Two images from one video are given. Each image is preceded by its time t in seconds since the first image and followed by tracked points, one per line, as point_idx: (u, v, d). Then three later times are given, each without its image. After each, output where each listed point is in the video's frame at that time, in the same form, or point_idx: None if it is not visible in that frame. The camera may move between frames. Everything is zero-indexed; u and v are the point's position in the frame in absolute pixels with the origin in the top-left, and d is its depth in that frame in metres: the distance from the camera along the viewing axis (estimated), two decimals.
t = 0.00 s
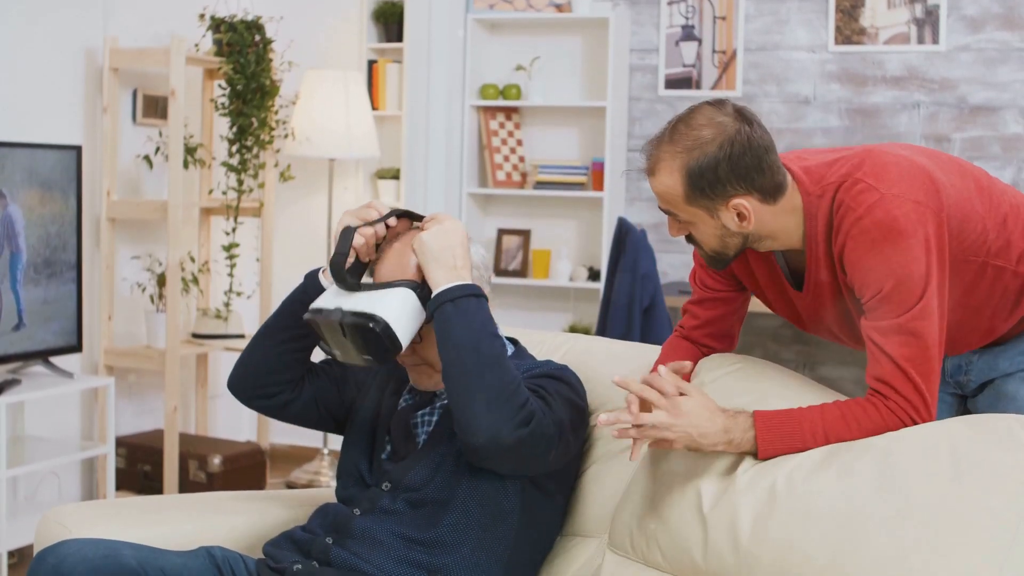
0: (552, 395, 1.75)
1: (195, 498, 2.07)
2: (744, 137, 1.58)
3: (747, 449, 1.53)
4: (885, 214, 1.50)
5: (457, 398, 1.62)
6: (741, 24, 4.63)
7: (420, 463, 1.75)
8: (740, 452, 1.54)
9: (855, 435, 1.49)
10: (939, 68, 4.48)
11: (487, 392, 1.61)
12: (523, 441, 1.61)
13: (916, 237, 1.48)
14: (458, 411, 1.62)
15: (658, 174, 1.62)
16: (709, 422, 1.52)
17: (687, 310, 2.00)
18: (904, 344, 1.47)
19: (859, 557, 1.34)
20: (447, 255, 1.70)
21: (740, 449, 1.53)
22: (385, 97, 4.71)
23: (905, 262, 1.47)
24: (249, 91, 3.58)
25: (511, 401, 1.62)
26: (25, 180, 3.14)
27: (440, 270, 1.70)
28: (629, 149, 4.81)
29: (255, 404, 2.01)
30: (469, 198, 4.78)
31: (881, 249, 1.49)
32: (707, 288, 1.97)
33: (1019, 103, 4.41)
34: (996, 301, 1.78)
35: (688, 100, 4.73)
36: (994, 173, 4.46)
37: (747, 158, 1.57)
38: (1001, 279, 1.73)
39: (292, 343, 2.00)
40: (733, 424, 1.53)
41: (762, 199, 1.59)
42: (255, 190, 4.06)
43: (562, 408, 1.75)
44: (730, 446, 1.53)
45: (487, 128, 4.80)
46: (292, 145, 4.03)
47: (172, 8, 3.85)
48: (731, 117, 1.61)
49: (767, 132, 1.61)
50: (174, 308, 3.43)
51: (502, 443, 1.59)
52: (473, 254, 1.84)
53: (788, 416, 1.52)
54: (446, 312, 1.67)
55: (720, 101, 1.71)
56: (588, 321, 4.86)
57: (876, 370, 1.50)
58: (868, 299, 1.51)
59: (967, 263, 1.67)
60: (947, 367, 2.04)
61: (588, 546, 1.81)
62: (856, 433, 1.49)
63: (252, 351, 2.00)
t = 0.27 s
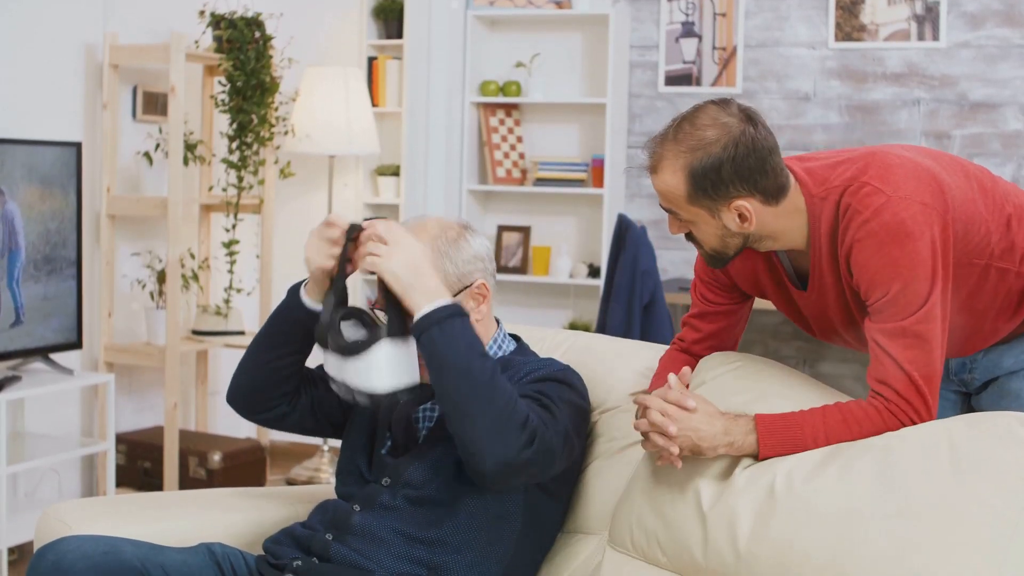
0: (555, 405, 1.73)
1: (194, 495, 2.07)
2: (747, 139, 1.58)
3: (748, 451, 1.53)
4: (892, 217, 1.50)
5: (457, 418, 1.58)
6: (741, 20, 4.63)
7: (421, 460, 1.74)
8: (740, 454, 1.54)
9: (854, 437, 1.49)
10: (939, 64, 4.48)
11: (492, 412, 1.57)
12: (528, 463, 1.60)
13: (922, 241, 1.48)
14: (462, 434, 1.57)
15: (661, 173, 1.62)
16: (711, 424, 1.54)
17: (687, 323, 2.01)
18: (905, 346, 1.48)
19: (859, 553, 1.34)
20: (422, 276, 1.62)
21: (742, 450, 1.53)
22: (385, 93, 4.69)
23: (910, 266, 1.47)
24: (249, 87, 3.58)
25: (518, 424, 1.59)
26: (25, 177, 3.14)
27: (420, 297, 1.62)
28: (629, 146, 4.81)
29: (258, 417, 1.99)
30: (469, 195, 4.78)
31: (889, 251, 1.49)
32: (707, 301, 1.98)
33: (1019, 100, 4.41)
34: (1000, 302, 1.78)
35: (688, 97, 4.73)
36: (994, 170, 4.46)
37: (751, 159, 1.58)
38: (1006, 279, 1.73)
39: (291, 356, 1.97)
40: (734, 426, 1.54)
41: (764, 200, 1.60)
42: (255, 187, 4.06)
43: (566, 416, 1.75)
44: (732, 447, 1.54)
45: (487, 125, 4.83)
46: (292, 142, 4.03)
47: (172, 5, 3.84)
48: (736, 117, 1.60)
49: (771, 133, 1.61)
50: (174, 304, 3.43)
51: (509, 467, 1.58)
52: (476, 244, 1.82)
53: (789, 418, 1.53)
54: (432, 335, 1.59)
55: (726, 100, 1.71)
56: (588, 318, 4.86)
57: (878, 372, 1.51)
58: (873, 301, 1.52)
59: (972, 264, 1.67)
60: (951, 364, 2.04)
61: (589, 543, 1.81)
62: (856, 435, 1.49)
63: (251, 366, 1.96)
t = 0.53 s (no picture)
0: (556, 447, 1.73)
1: (195, 490, 2.07)
2: (758, 133, 1.58)
3: (748, 449, 1.53)
4: (898, 213, 1.50)
5: (463, 504, 1.59)
6: (741, 17, 4.63)
7: (419, 459, 1.75)
8: (740, 451, 1.54)
9: (854, 435, 1.49)
10: (939, 60, 4.48)
11: (496, 503, 1.59)
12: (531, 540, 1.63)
13: (927, 238, 1.48)
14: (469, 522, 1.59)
15: (672, 167, 1.62)
16: (710, 424, 1.53)
17: (688, 321, 2.00)
18: (909, 343, 1.48)
19: (857, 549, 1.34)
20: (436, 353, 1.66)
21: (742, 448, 1.53)
22: (385, 90, 4.69)
23: (915, 263, 1.47)
24: (249, 84, 3.57)
25: (521, 505, 1.61)
26: (25, 173, 3.14)
27: (428, 378, 1.65)
28: (629, 142, 4.81)
29: (259, 441, 2.04)
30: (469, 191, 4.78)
31: (894, 248, 1.49)
32: (708, 298, 1.98)
33: (1019, 96, 4.41)
34: (1001, 300, 1.78)
35: (688, 93, 4.73)
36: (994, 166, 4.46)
37: (761, 153, 1.57)
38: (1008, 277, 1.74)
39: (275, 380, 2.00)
40: (734, 425, 1.53)
41: (774, 194, 1.60)
42: (255, 183, 4.06)
43: (569, 443, 1.75)
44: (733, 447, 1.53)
45: (487, 122, 4.83)
46: (292, 138, 4.03)
47: (172, 1, 3.84)
48: (746, 111, 1.60)
49: (780, 128, 1.61)
50: (174, 301, 3.43)
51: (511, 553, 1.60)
52: (466, 242, 1.84)
53: (789, 415, 1.53)
54: (434, 426, 1.62)
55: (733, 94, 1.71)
56: (588, 314, 4.87)
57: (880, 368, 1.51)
58: (877, 297, 1.52)
59: (974, 262, 1.67)
60: (954, 361, 2.05)
61: (588, 540, 1.81)
62: (856, 431, 1.49)
63: (238, 395, 1.99)
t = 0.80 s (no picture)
0: (551, 440, 1.73)
1: (195, 487, 2.07)
2: (759, 131, 1.58)
3: (749, 445, 1.53)
4: (898, 211, 1.50)
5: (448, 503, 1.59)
6: (741, 13, 4.63)
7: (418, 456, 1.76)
8: (740, 448, 1.54)
9: (854, 430, 1.49)
10: (939, 57, 4.47)
11: (480, 500, 1.58)
12: (524, 531, 1.62)
13: (927, 236, 1.48)
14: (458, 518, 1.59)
15: (673, 166, 1.62)
16: (711, 423, 1.52)
17: (687, 319, 2.00)
18: (909, 340, 1.48)
19: (857, 546, 1.34)
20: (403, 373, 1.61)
21: (743, 445, 1.53)
22: (385, 86, 4.71)
23: (914, 260, 1.47)
24: (249, 80, 3.57)
25: (509, 501, 1.60)
26: (25, 170, 3.14)
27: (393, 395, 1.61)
28: (629, 139, 4.81)
29: (252, 434, 2.05)
30: (469, 187, 4.78)
31: (894, 245, 1.49)
32: (706, 295, 1.98)
33: (1020, 93, 4.41)
34: (999, 297, 1.78)
35: (688, 90, 4.73)
36: (994, 163, 4.46)
37: (763, 150, 1.58)
38: (1006, 275, 1.74)
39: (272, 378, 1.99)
40: (735, 422, 1.53)
41: (776, 192, 1.60)
42: (255, 179, 4.06)
43: (566, 436, 1.75)
44: (733, 443, 1.52)
45: (486, 118, 4.80)
46: (292, 135, 4.03)
47: None
48: (747, 109, 1.60)
49: (781, 125, 1.61)
50: (174, 297, 3.43)
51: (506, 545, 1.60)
52: (468, 231, 1.85)
53: (790, 412, 1.52)
54: (408, 437, 1.60)
55: (732, 92, 1.71)
56: (588, 311, 4.87)
57: (880, 365, 1.51)
58: (877, 295, 1.52)
59: (973, 260, 1.67)
60: (952, 357, 2.06)
61: (587, 536, 1.82)
62: (857, 426, 1.49)
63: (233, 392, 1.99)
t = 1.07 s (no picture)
0: (548, 435, 1.72)
1: (196, 483, 2.07)
2: (755, 130, 1.59)
3: (749, 442, 1.53)
4: (894, 208, 1.50)
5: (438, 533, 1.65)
6: (741, 9, 4.63)
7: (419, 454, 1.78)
8: (741, 445, 1.54)
9: (853, 427, 1.49)
10: (939, 53, 4.47)
11: (471, 527, 1.62)
12: (525, 537, 1.64)
13: (923, 234, 1.48)
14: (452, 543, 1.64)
15: (670, 166, 1.62)
16: (711, 420, 1.52)
17: (684, 317, 2.00)
18: (907, 337, 1.49)
19: (857, 542, 1.35)
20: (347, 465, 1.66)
21: (743, 441, 1.53)
22: (385, 82, 4.70)
23: (911, 258, 1.48)
24: (249, 77, 3.57)
25: (502, 512, 1.62)
26: (25, 166, 3.13)
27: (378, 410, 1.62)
28: (628, 135, 4.81)
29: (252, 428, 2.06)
30: (468, 184, 4.78)
31: (890, 243, 1.49)
32: (704, 292, 1.98)
33: (1020, 89, 4.41)
34: (997, 294, 1.78)
35: (688, 86, 4.73)
36: (994, 159, 4.46)
37: (759, 149, 1.58)
38: (1004, 271, 1.74)
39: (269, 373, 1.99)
40: (735, 420, 1.53)
41: (772, 191, 1.60)
42: (255, 176, 4.06)
43: (566, 430, 1.75)
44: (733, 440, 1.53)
45: (486, 115, 4.81)
46: (292, 131, 4.03)
47: None
48: (742, 108, 1.61)
49: (777, 125, 1.61)
50: (174, 294, 3.43)
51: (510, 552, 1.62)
52: (472, 229, 1.87)
53: (791, 410, 1.53)
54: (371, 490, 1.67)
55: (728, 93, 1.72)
56: (588, 307, 4.87)
57: (879, 363, 1.51)
58: (875, 292, 1.52)
59: (971, 257, 1.67)
60: (950, 353, 2.06)
61: (586, 533, 1.82)
62: (855, 425, 1.49)
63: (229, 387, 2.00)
